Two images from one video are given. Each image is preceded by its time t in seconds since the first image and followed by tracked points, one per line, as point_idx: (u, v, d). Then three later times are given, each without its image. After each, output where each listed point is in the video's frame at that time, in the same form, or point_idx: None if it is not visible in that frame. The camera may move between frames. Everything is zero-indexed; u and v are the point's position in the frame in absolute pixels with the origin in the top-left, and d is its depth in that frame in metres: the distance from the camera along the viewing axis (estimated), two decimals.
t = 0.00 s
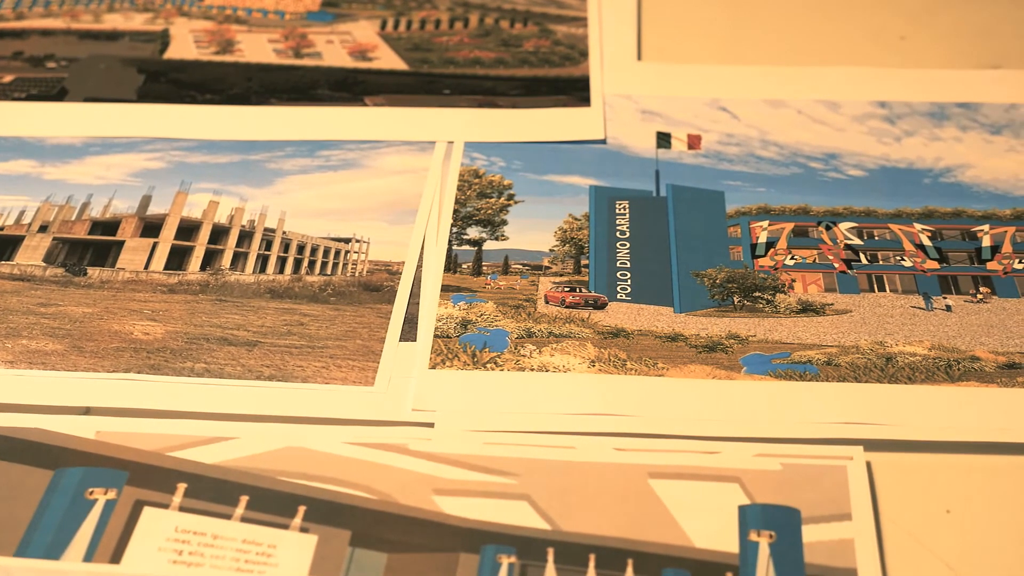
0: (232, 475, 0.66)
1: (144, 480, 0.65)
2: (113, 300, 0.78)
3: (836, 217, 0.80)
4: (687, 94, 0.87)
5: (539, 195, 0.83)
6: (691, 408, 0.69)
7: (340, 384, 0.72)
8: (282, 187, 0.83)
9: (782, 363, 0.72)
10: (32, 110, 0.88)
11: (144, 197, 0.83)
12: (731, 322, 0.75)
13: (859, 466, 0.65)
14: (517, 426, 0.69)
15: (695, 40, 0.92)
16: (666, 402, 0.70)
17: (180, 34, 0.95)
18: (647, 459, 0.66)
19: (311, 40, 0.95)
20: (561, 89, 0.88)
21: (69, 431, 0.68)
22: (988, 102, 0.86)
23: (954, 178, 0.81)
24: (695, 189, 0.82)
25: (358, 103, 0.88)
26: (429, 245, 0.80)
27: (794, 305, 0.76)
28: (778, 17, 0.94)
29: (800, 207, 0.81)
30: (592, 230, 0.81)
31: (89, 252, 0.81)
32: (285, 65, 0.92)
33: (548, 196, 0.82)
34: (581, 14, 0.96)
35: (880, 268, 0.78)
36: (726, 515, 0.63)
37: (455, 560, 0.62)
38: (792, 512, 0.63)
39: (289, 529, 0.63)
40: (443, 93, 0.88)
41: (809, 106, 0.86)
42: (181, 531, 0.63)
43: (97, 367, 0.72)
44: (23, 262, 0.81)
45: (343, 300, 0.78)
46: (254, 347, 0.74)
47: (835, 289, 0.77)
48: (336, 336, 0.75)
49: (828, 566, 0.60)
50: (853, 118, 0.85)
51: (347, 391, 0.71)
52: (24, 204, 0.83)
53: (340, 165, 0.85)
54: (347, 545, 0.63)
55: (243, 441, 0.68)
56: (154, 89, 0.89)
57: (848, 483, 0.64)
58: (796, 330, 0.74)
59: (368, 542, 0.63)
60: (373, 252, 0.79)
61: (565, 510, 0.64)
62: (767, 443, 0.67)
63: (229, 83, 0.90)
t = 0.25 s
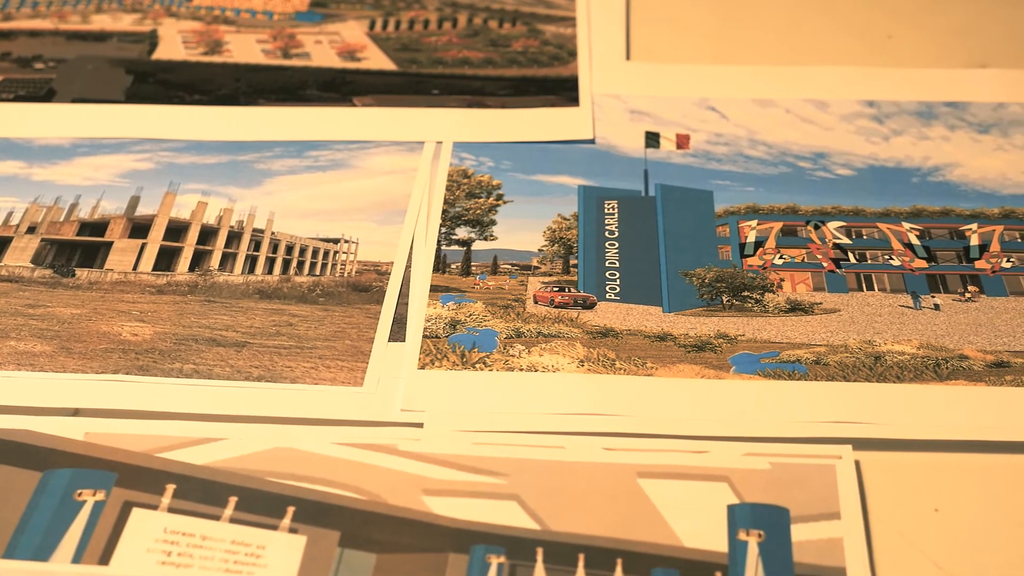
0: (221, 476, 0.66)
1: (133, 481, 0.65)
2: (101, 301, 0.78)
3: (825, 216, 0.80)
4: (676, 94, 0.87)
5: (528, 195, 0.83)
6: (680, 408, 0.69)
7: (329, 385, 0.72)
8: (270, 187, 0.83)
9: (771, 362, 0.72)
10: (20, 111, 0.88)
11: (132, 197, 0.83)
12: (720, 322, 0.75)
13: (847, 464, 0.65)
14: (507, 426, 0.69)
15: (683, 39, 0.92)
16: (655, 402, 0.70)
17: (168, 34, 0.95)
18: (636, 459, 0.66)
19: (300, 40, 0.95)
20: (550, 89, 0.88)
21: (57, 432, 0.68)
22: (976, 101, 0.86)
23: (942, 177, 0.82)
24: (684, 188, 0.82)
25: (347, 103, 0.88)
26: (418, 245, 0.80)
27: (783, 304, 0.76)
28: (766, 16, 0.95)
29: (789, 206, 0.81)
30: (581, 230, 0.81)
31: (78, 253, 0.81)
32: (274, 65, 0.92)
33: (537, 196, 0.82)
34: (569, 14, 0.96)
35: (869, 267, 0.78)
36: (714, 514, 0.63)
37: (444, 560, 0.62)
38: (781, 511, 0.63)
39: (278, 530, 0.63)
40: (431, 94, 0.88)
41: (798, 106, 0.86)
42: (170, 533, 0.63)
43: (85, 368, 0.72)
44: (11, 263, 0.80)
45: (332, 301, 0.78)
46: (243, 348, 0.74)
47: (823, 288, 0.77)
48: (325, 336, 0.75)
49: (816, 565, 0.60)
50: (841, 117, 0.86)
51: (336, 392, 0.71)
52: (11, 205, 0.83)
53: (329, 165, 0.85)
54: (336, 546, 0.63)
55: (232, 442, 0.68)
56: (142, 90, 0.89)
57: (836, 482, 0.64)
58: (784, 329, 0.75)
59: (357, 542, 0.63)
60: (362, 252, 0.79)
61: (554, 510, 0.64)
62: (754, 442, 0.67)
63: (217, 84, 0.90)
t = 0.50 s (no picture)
0: (210, 477, 0.66)
1: (121, 482, 0.65)
2: (89, 302, 0.78)
3: (813, 216, 0.81)
4: (665, 93, 0.87)
5: (517, 194, 0.83)
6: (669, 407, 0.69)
7: (318, 386, 0.71)
8: (259, 188, 0.83)
9: (759, 361, 0.72)
10: (9, 112, 0.88)
11: (121, 198, 0.83)
12: (709, 321, 0.76)
13: (837, 464, 0.65)
14: (495, 426, 0.69)
15: (672, 39, 0.93)
16: (645, 401, 0.70)
17: (156, 35, 0.95)
18: (625, 459, 0.66)
19: (288, 41, 0.95)
20: (538, 89, 0.88)
21: (45, 434, 0.67)
22: (964, 100, 0.86)
23: (930, 176, 0.82)
24: (672, 188, 0.82)
25: (335, 104, 0.88)
26: (406, 245, 0.80)
27: (771, 304, 0.77)
28: (754, 16, 0.95)
29: (777, 206, 0.81)
30: (570, 230, 0.81)
31: (66, 254, 0.81)
32: (262, 66, 0.92)
33: (526, 196, 0.83)
34: (558, 13, 0.96)
35: (858, 267, 0.78)
36: (704, 513, 0.63)
37: (433, 561, 0.62)
38: (770, 510, 0.63)
39: (266, 530, 0.63)
40: (420, 94, 0.88)
41: (786, 105, 0.87)
42: (159, 534, 0.63)
43: (73, 370, 0.72)
44: None
45: (321, 301, 0.78)
46: (232, 349, 0.74)
47: (812, 288, 0.78)
48: (314, 337, 0.75)
49: (806, 564, 0.60)
50: (830, 116, 0.86)
51: (325, 392, 0.71)
52: None
53: (318, 166, 0.85)
54: (325, 547, 0.63)
55: (222, 442, 0.68)
56: (130, 90, 0.89)
57: (825, 481, 0.64)
58: (773, 329, 0.75)
59: (346, 543, 0.63)
60: (351, 253, 0.79)
61: (543, 510, 0.64)
62: (743, 441, 0.67)
63: (205, 84, 0.90)
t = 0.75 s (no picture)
0: (199, 479, 0.66)
1: (109, 484, 0.65)
2: (77, 303, 0.78)
3: (800, 215, 0.81)
4: (653, 93, 0.87)
5: (505, 194, 0.83)
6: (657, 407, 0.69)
7: (306, 386, 0.71)
8: (246, 188, 0.83)
9: (747, 360, 0.72)
10: None
11: (108, 199, 0.83)
12: (697, 321, 0.76)
13: (824, 463, 0.65)
14: (483, 426, 0.69)
15: (659, 38, 0.93)
16: (633, 401, 0.70)
17: (144, 35, 0.95)
18: (613, 459, 0.66)
19: (275, 41, 0.95)
20: (526, 89, 0.88)
21: (32, 435, 0.67)
22: (951, 100, 0.86)
23: (917, 175, 0.82)
24: (660, 188, 0.82)
25: (323, 104, 0.88)
26: (394, 246, 0.80)
27: (759, 303, 0.77)
28: (741, 15, 0.95)
29: (764, 205, 0.81)
30: (557, 230, 0.81)
31: (53, 255, 0.81)
32: (249, 66, 0.92)
33: (514, 196, 0.83)
34: (546, 13, 0.96)
35: (846, 266, 0.79)
36: (691, 513, 0.63)
37: (421, 561, 0.62)
38: (757, 510, 0.63)
39: (254, 531, 0.63)
40: (408, 94, 0.88)
41: (773, 105, 0.87)
42: (146, 535, 0.62)
43: (60, 371, 0.72)
44: None
45: (308, 302, 0.78)
46: (219, 350, 0.74)
47: (800, 287, 0.78)
48: (301, 337, 0.75)
49: (794, 563, 0.60)
50: (817, 116, 0.86)
51: (312, 393, 0.71)
52: None
53: (305, 167, 0.85)
54: (313, 547, 0.63)
55: (210, 443, 0.68)
56: (117, 91, 0.89)
57: (813, 481, 0.64)
58: (761, 328, 0.75)
59: (334, 544, 0.63)
60: (339, 254, 0.79)
61: (531, 510, 0.64)
62: (731, 440, 0.67)
63: (193, 85, 0.90)
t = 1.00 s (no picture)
0: (186, 480, 0.65)
1: (96, 485, 0.65)
2: (63, 305, 0.78)
3: (786, 213, 0.81)
4: (640, 93, 0.87)
5: (492, 194, 0.83)
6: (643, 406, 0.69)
7: (292, 387, 0.71)
8: (232, 189, 0.84)
9: (734, 359, 0.72)
10: None
11: (94, 201, 0.83)
12: (683, 320, 0.76)
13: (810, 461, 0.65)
14: (469, 426, 0.69)
15: (645, 38, 0.93)
16: (620, 400, 0.70)
17: (129, 36, 0.95)
18: (600, 458, 0.66)
19: (261, 42, 0.95)
20: (513, 89, 0.88)
21: (18, 437, 0.67)
22: (936, 98, 0.86)
23: (903, 173, 0.82)
24: (647, 187, 0.82)
25: (309, 104, 0.88)
26: (380, 246, 0.80)
27: (745, 302, 0.77)
28: (727, 15, 0.95)
29: (750, 205, 0.82)
30: (544, 229, 0.81)
31: (39, 256, 0.81)
32: (235, 67, 0.92)
33: (500, 195, 0.83)
34: (532, 13, 0.96)
35: (831, 264, 0.79)
36: (678, 512, 0.63)
37: (408, 561, 0.62)
38: (744, 509, 0.63)
39: (241, 532, 0.63)
40: (394, 94, 0.88)
41: (759, 104, 0.87)
42: (133, 536, 0.62)
43: (46, 372, 0.72)
44: None
45: (295, 303, 0.78)
46: (206, 351, 0.74)
47: (786, 286, 0.78)
48: (288, 338, 0.75)
49: (780, 562, 0.60)
50: (803, 115, 0.86)
51: (299, 394, 0.71)
52: None
53: (291, 167, 0.85)
54: (300, 547, 0.63)
55: (196, 444, 0.68)
56: (103, 92, 0.89)
57: (799, 480, 0.64)
58: (747, 327, 0.75)
59: (321, 544, 0.63)
60: (325, 254, 0.79)
61: (518, 509, 0.64)
62: (717, 439, 0.67)
63: (178, 86, 0.90)
